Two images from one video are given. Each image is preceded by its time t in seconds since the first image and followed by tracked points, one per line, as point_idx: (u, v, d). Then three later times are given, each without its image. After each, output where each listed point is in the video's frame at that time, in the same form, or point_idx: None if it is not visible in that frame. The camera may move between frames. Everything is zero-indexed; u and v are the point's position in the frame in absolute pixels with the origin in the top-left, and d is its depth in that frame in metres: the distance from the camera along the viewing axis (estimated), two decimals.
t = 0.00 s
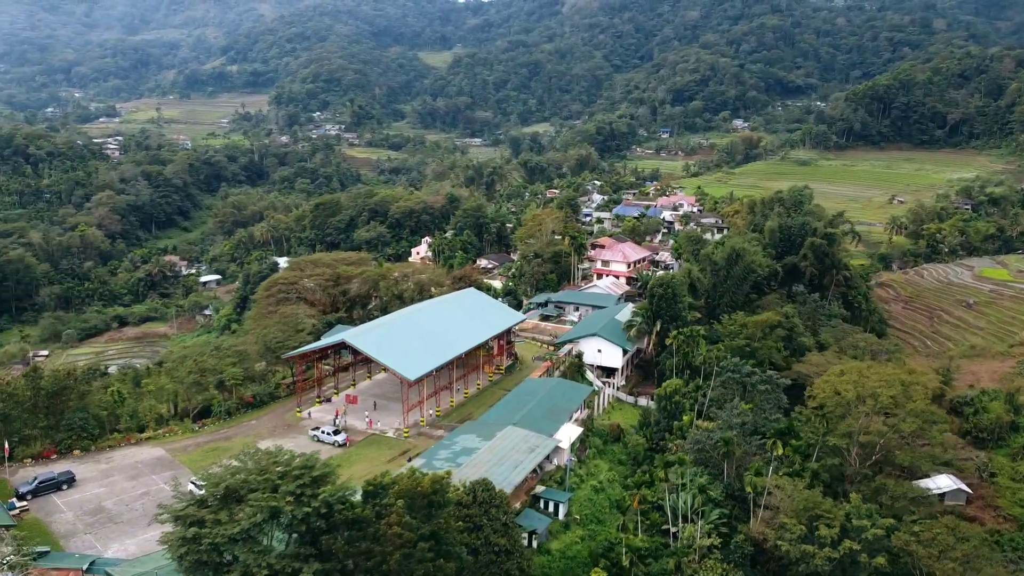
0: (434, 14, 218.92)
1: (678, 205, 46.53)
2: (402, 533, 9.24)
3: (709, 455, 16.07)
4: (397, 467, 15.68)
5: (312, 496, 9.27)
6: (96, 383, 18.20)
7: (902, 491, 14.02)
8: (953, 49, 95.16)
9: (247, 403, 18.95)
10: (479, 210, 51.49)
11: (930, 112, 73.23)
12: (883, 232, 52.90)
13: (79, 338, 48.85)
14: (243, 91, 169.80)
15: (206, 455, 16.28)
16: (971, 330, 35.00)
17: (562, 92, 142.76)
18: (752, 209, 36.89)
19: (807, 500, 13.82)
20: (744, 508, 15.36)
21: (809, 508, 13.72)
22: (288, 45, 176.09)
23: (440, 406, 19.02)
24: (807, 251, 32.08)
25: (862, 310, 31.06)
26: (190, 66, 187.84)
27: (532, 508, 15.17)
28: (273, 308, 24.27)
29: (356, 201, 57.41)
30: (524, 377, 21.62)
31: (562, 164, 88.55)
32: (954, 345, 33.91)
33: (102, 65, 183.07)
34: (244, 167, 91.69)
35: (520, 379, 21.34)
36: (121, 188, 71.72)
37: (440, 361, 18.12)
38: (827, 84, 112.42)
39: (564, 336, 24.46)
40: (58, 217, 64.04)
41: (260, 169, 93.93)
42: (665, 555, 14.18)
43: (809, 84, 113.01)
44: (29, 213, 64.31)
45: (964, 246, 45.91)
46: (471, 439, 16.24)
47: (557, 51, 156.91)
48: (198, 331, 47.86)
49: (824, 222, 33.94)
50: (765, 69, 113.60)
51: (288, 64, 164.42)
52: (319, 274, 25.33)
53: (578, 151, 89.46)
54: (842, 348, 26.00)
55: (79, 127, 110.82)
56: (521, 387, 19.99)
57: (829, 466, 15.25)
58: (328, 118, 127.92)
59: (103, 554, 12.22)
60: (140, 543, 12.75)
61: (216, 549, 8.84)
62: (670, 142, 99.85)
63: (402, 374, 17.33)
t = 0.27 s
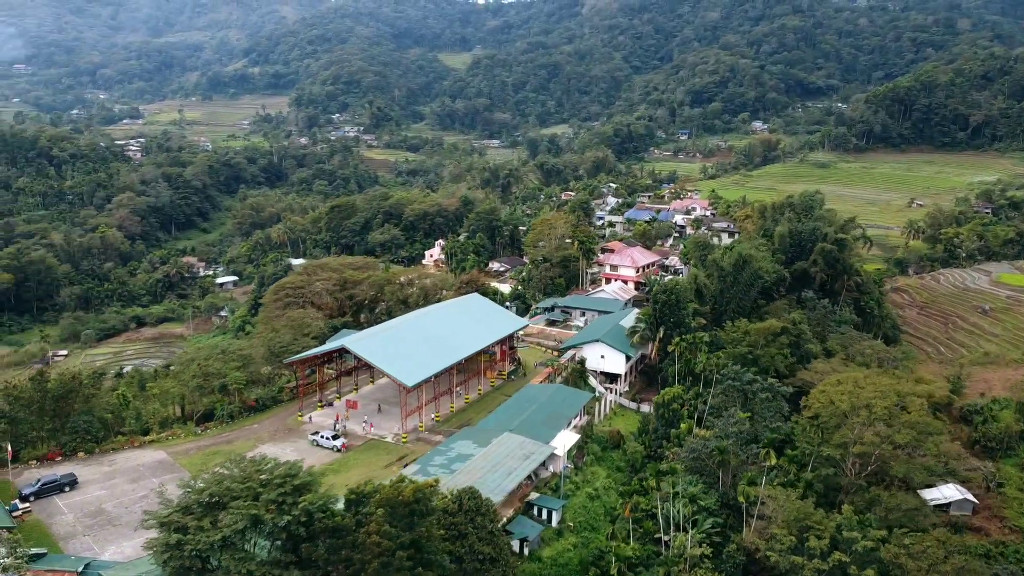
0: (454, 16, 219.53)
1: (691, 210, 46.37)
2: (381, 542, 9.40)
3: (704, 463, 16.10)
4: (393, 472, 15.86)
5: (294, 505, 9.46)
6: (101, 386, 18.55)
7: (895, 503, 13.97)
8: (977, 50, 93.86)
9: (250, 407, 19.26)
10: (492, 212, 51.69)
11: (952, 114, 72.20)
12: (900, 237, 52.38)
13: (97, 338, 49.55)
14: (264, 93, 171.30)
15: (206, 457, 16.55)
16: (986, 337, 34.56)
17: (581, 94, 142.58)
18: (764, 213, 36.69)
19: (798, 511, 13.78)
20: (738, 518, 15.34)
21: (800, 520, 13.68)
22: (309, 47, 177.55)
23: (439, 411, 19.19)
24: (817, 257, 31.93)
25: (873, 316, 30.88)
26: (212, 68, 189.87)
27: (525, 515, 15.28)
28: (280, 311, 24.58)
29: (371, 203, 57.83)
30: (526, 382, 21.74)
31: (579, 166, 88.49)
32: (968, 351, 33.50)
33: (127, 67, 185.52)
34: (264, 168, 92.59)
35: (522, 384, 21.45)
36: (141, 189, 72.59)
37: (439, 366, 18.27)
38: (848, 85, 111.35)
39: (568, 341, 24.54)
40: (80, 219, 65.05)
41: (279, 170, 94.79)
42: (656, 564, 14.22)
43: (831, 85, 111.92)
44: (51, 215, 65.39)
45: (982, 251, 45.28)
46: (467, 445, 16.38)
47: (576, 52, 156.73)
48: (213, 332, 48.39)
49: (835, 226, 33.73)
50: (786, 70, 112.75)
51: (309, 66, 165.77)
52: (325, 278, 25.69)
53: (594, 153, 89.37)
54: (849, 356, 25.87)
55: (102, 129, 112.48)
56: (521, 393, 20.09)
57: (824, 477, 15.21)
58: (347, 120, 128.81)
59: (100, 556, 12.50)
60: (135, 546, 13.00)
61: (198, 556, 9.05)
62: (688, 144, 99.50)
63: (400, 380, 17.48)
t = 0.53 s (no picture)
0: (487, 17, 220.18)
1: (717, 213, 46.00)
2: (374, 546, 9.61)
3: (711, 473, 16.08)
4: (401, 477, 16.07)
5: (288, 510, 9.68)
6: (122, 386, 19.02)
7: (903, 517, 13.80)
8: (1019, 50, 91.61)
9: (265, 409, 19.64)
10: (517, 215, 51.83)
11: (990, 116, 69.98)
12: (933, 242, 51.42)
13: (130, 336, 50.60)
14: (298, 95, 173.50)
15: (221, 458, 16.91)
16: (1018, 346, 33.80)
17: (613, 95, 142.14)
18: (788, 218, 36.34)
19: (801, 523, 13.67)
20: (744, 529, 15.26)
21: (803, 532, 13.57)
22: (344, 49, 179.46)
23: (451, 415, 19.40)
24: (841, 263, 31.57)
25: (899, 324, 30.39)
26: (248, 70, 192.88)
27: (530, 520, 15.41)
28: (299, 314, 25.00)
29: (398, 205, 58.34)
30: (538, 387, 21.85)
31: (608, 168, 88.30)
32: (998, 361, 32.81)
33: (165, 70, 189.11)
34: (296, 170, 93.85)
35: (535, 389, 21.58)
36: (175, 190, 73.93)
37: (450, 371, 18.46)
38: (885, 86, 109.48)
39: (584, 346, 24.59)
40: (116, 219, 66.52)
41: (311, 172, 96.00)
42: (658, 572, 14.20)
43: (867, 87, 110.00)
44: (88, 215, 66.93)
45: (1018, 257, 44.04)
46: (474, 451, 16.55)
47: (608, 53, 156.29)
48: (241, 332, 49.16)
49: (861, 232, 33.29)
50: (821, 71, 111.19)
51: (343, 68, 167.54)
52: (344, 282, 26.06)
53: (624, 155, 89.11)
54: (869, 366, 25.53)
55: (140, 131, 114.88)
56: (533, 398, 20.21)
57: (832, 489, 15.07)
58: (379, 122, 129.97)
59: (111, 554, 12.85)
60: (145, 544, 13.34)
61: (195, 558, 9.30)
62: (720, 146, 98.74)
63: (411, 383, 17.69)
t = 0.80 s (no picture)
0: (524, 19, 220.40)
1: (749, 217, 45.46)
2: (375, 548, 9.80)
3: (725, 483, 16.00)
4: (415, 480, 16.28)
5: (289, 512, 9.90)
6: (149, 386, 19.55)
7: (917, 531, 13.53)
8: None
9: (286, 410, 20.01)
10: (547, 217, 51.90)
11: None
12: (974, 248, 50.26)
13: (167, 334, 51.72)
14: (337, 96, 175.48)
15: (241, 457, 17.27)
16: None
17: (650, 97, 141.29)
18: (821, 222, 35.76)
19: (812, 535, 13.53)
20: (756, 539, 15.16)
21: (813, 544, 13.43)
22: (382, 51, 181.20)
23: (468, 419, 19.56)
24: (872, 270, 31.07)
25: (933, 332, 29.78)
26: (289, 72, 195.70)
27: (541, 526, 15.50)
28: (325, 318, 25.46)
29: (430, 207, 58.78)
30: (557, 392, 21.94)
31: (642, 170, 87.85)
32: None
33: (209, 72, 192.68)
34: (332, 170, 95.01)
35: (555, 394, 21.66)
36: (214, 191, 75.34)
37: (466, 376, 18.62)
38: (929, 87, 107.06)
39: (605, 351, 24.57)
40: (156, 220, 68.04)
41: (347, 173, 97.08)
42: None
43: (910, 88, 107.66)
44: (130, 215, 68.54)
45: None
46: (488, 455, 16.69)
47: (646, 54, 155.39)
48: (274, 331, 49.94)
49: (893, 238, 32.73)
50: (862, 72, 109.19)
51: (381, 70, 169.17)
52: (369, 285, 26.41)
53: (658, 158, 88.56)
54: (897, 375, 25.11)
55: (183, 132, 117.35)
56: (550, 404, 20.28)
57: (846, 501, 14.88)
58: (416, 123, 130.98)
59: (129, 550, 13.22)
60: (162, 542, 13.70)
61: (203, 557, 9.56)
62: (757, 148, 97.70)
63: (428, 388, 17.90)
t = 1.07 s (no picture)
0: (552, 20, 220.10)
1: (771, 222, 45.04)
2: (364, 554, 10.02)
3: (727, 491, 16.01)
4: (418, 483, 16.46)
5: (281, 516, 10.13)
6: (163, 387, 19.95)
7: (918, 543, 13.38)
8: None
9: (296, 412, 20.30)
10: (568, 220, 51.97)
11: None
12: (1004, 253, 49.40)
13: (192, 334, 52.59)
14: (366, 98, 176.80)
15: (250, 458, 17.57)
16: None
17: (678, 98, 140.47)
18: (841, 228, 35.41)
19: (810, 546, 13.46)
20: (757, 549, 15.12)
21: (811, 555, 13.36)
22: (410, 53, 182.20)
23: (474, 423, 19.70)
24: (891, 276, 30.71)
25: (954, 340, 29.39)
26: (319, 74, 197.51)
27: (542, 532, 15.60)
28: (339, 322, 25.74)
29: (452, 210, 59.08)
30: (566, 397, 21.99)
31: (667, 172, 87.39)
32: None
33: (240, 74, 195.08)
34: (358, 172, 95.80)
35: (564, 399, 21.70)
36: (241, 192, 76.34)
37: (473, 380, 18.75)
38: (963, 88, 105.08)
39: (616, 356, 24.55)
40: (184, 221, 69.14)
41: (373, 174, 97.80)
42: None
43: (944, 89, 105.72)
44: (158, 216, 69.71)
45: None
46: (491, 460, 16.84)
47: (674, 56, 154.57)
48: (297, 332, 50.56)
49: (914, 244, 32.33)
50: (894, 73, 107.46)
51: (408, 72, 170.10)
52: (383, 288, 26.67)
53: (683, 160, 88.05)
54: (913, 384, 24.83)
55: (214, 134, 119.13)
56: (557, 409, 20.35)
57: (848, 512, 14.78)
58: (442, 124, 131.60)
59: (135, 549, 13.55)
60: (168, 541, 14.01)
61: (197, 558, 9.81)
62: (785, 151, 96.81)
63: (434, 393, 18.07)
